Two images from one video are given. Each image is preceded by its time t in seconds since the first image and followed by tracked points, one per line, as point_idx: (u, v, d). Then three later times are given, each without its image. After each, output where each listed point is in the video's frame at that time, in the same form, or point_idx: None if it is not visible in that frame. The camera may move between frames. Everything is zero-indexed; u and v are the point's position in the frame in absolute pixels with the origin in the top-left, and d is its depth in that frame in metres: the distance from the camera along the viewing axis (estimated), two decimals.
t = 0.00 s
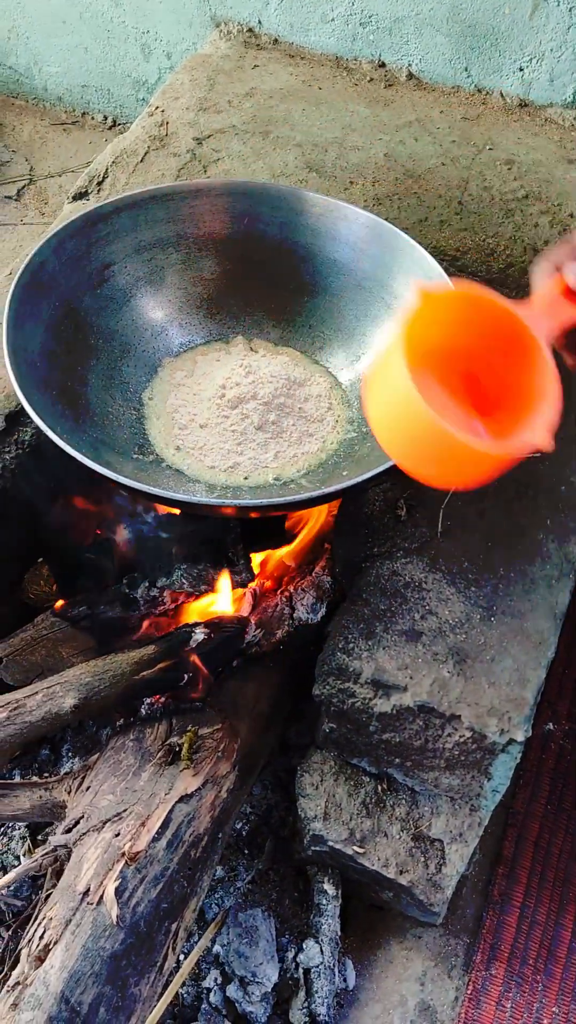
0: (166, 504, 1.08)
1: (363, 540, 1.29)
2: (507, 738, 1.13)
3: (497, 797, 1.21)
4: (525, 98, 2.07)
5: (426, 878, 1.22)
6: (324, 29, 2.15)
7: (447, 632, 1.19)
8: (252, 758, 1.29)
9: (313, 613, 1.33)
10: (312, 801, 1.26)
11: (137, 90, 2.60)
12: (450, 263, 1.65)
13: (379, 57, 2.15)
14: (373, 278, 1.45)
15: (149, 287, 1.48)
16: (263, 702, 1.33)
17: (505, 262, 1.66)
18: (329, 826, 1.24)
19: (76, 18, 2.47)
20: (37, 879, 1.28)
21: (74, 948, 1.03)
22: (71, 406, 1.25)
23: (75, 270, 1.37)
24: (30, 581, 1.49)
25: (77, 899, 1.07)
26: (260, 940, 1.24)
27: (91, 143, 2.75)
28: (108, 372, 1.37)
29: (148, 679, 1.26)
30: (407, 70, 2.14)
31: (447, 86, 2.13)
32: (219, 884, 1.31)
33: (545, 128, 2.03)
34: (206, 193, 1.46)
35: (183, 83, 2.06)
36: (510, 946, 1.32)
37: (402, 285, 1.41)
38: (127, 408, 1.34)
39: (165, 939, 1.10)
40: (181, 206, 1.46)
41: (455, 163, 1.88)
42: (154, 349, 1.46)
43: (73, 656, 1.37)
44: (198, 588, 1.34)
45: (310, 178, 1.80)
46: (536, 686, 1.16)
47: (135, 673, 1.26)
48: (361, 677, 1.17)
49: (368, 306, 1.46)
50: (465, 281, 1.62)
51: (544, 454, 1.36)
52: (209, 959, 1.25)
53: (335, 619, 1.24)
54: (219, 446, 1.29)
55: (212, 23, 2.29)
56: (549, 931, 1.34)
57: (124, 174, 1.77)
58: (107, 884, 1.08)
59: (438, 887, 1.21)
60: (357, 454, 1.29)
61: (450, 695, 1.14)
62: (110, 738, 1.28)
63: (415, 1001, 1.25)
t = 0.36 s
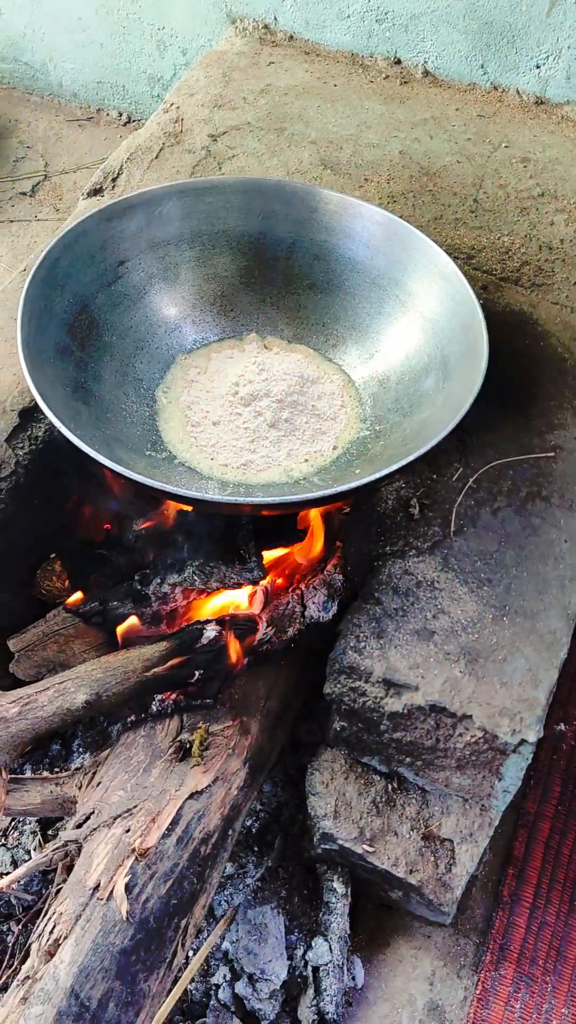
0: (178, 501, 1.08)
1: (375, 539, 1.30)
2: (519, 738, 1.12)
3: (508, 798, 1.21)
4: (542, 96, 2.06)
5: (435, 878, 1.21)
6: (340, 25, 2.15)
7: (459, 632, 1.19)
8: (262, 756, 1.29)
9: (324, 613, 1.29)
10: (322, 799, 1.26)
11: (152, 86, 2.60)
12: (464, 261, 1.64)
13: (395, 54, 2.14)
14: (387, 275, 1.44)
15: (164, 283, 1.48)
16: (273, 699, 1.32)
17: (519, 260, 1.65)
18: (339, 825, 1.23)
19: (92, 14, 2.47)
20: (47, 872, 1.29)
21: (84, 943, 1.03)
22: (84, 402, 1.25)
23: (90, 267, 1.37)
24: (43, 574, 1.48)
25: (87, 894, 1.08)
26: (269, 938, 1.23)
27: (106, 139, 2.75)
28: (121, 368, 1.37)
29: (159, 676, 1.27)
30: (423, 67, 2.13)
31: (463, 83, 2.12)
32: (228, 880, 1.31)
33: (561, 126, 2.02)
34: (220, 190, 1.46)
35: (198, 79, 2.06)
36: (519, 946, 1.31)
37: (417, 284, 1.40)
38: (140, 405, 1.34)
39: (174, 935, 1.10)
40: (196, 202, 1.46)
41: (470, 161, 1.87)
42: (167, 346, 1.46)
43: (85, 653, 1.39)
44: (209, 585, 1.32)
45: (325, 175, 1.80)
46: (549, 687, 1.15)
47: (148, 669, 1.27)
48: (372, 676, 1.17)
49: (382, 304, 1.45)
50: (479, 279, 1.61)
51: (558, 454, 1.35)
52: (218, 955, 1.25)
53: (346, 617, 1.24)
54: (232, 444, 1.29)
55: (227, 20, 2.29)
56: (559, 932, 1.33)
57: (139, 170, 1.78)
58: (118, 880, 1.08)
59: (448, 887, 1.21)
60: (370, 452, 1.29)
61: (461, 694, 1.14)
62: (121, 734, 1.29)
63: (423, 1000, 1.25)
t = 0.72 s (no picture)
0: (186, 498, 1.08)
1: (383, 534, 1.29)
2: (528, 737, 1.12)
3: (516, 797, 1.20)
4: (553, 91, 2.05)
5: (442, 876, 1.21)
6: (350, 19, 2.13)
7: (468, 629, 1.18)
8: (269, 752, 1.29)
9: (332, 609, 1.32)
10: (330, 796, 1.25)
11: (161, 80, 2.60)
12: (474, 257, 1.63)
13: (406, 48, 2.13)
14: (396, 271, 1.43)
15: (172, 278, 1.48)
16: (280, 695, 1.32)
17: (530, 256, 1.64)
18: (346, 822, 1.23)
19: (101, 8, 2.47)
20: (54, 868, 1.29)
21: (90, 939, 1.03)
22: (92, 397, 1.25)
23: (98, 261, 1.37)
24: (49, 571, 1.48)
25: (94, 889, 1.08)
26: (276, 935, 1.23)
27: (115, 134, 2.75)
28: (129, 364, 1.36)
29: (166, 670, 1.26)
30: (434, 62, 2.12)
31: (473, 77, 2.10)
32: (235, 877, 1.31)
33: (572, 121, 2.01)
34: (229, 185, 1.45)
35: (208, 73, 2.05)
36: (526, 945, 1.31)
37: (426, 279, 1.39)
38: (148, 400, 1.34)
39: (181, 931, 1.10)
40: (204, 196, 1.45)
41: (480, 156, 1.86)
42: (175, 342, 1.45)
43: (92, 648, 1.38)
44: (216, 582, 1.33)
45: (334, 170, 1.79)
46: (557, 685, 1.14)
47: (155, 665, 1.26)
48: (380, 674, 1.16)
49: (392, 300, 1.45)
50: (489, 275, 1.60)
51: (568, 451, 1.35)
52: (224, 952, 1.25)
53: (354, 614, 1.23)
54: (240, 440, 1.29)
55: (237, 14, 2.28)
56: (566, 931, 1.33)
57: (148, 164, 1.77)
58: (124, 876, 1.08)
59: (455, 886, 1.21)
60: (379, 448, 1.28)
61: (470, 692, 1.14)
62: (127, 730, 1.28)
63: (430, 998, 1.25)
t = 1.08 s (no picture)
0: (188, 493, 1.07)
1: (385, 530, 1.29)
2: (529, 733, 1.12)
3: (518, 793, 1.20)
4: (557, 85, 2.04)
5: (444, 872, 1.21)
6: (353, 13, 2.12)
7: (470, 625, 1.18)
8: (271, 748, 1.29)
9: (334, 605, 1.33)
10: (331, 792, 1.25)
11: (164, 74, 2.59)
12: (477, 252, 1.63)
13: (409, 42, 2.12)
14: (398, 266, 1.43)
15: (175, 273, 1.47)
16: (282, 690, 1.32)
17: (533, 251, 1.64)
18: (347, 817, 1.23)
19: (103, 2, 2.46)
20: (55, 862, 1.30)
21: (92, 934, 1.03)
22: (93, 392, 1.24)
23: (99, 255, 1.36)
24: (52, 566, 1.49)
25: (95, 884, 1.08)
26: (277, 930, 1.23)
27: (117, 128, 2.75)
28: (131, 359, 1.36)
29: (168, 666, 1.26)
30: (437, 56, 2.11)
31: (476, 71, 2.09)
32: (236, 872, 1.31)
33: None
34: (232, 180, 1.45)
35: (210, 67, 2.05)
36: (527, 941, 1.31)
37: (429, 275, 1.39)
38: (150, 395, 1.34)
39: (182, 926, 1.10)
40: (206, 191, 1.44)
41: (483, 150, 1.86)
42: (177, 337, 1.45)
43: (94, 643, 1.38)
44: (218, 578, 1.34)
45: (337, 165, 1.78)
46: (559, 681, 1.14)
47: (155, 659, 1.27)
48: (382, 669, 1.16)
49: (394, 295, 1.44)
50: (492, 270, 1.59)
51: (570, 447, 1.34)
52: (225, 947, 1.25)
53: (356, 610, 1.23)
54: (242, 435, 1.29)
55: (239, 8, 2.27)
56: (568, 927, 1.33)
57: (150, 159, 1.77)
58: (125, 871, 1.08)
59: (457, 881, 1.20)
60: (381, 444, 1.28)
61: (471, 688, 1.14)
62: (129, 726, 1.28)
63: (431, 994, 1.25)
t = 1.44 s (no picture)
0: (187, 488, 1.07)
1: (384, 525, 1.28)
2: (528, 728, 1.12)
3: (517, 787, 1.20)
4: (556, 80, 2.04)
5: (443, 866, 1.21)
6: (352, 7, 2.12)
7: (469, 620, 1.18)
8: (270, 743, 1.29)
9: (333, 599, 1.32)
10: (330, 787, 1.25)
11: (162, 69, 2.58)
12: (476, 247, 1.62)
13: (408, 37, 2.12)
14: (397, 261, 1.43)
15: (173, 268, 1.47)
16: (281, 685, 1.32)
17: (532, 246, 1.63)
18: (346, 812, 1.23)
19: None
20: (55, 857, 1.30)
21: (91, 928, 1.03)
22: (92, 387, 1.24)
23: (98, 250, 1.36)
24: (50, 564, 1.47)
25: (95, 879, 1.08)
26: (277, 925, 1.24)
27: (116, 123, 2.74)
28: (130, 354, 1.36)
29: (167, 661, 1.26)
30: (436, 50, 2.10)
31: (476, 66, 2.09)
32: (236, 867, 1.31)
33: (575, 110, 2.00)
34: (230, 175, 1.44)
35: (208, 62, 2.04)
36: (526, 935, 1.32)
37: (428, 269, 1.39)
38: (149, 391, 1.34)
39: (182, 921, 1.10)
40: (205, 186, 1.44)
41: (482, 145, 1.85)
42: (176, 332, 1.45)
43: (93, 638, 1.38)
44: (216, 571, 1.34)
45: (336, 159, 1.78)
46: (558, 676, 1.14)
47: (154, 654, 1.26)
48: (381, 665, 1.16)
49: (393, 290, 1.44)
50: (491, 264, 1.59)
51: (569, 442, 1.34)
52: (225, 941, 1.26)
53: (355, 606, 1.23)
54: (241, 431, 1.28)
55: (238, 2, 2.27)
56: (566, 921, 1.33)
57: (148, 154, 1.76)
58: (125, 865, 1.08)
59: (456, 876, 1.21)
60: (379, 439, 1.28)
61: (470, 682, 1.14)
62: (128, 721, 1.28)
63: (430, 988, 1.25)
